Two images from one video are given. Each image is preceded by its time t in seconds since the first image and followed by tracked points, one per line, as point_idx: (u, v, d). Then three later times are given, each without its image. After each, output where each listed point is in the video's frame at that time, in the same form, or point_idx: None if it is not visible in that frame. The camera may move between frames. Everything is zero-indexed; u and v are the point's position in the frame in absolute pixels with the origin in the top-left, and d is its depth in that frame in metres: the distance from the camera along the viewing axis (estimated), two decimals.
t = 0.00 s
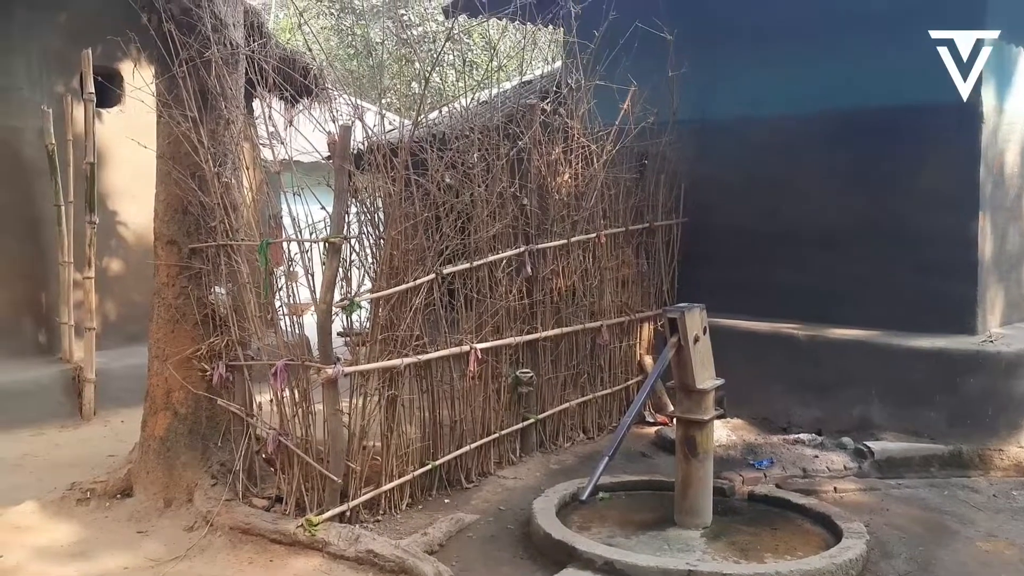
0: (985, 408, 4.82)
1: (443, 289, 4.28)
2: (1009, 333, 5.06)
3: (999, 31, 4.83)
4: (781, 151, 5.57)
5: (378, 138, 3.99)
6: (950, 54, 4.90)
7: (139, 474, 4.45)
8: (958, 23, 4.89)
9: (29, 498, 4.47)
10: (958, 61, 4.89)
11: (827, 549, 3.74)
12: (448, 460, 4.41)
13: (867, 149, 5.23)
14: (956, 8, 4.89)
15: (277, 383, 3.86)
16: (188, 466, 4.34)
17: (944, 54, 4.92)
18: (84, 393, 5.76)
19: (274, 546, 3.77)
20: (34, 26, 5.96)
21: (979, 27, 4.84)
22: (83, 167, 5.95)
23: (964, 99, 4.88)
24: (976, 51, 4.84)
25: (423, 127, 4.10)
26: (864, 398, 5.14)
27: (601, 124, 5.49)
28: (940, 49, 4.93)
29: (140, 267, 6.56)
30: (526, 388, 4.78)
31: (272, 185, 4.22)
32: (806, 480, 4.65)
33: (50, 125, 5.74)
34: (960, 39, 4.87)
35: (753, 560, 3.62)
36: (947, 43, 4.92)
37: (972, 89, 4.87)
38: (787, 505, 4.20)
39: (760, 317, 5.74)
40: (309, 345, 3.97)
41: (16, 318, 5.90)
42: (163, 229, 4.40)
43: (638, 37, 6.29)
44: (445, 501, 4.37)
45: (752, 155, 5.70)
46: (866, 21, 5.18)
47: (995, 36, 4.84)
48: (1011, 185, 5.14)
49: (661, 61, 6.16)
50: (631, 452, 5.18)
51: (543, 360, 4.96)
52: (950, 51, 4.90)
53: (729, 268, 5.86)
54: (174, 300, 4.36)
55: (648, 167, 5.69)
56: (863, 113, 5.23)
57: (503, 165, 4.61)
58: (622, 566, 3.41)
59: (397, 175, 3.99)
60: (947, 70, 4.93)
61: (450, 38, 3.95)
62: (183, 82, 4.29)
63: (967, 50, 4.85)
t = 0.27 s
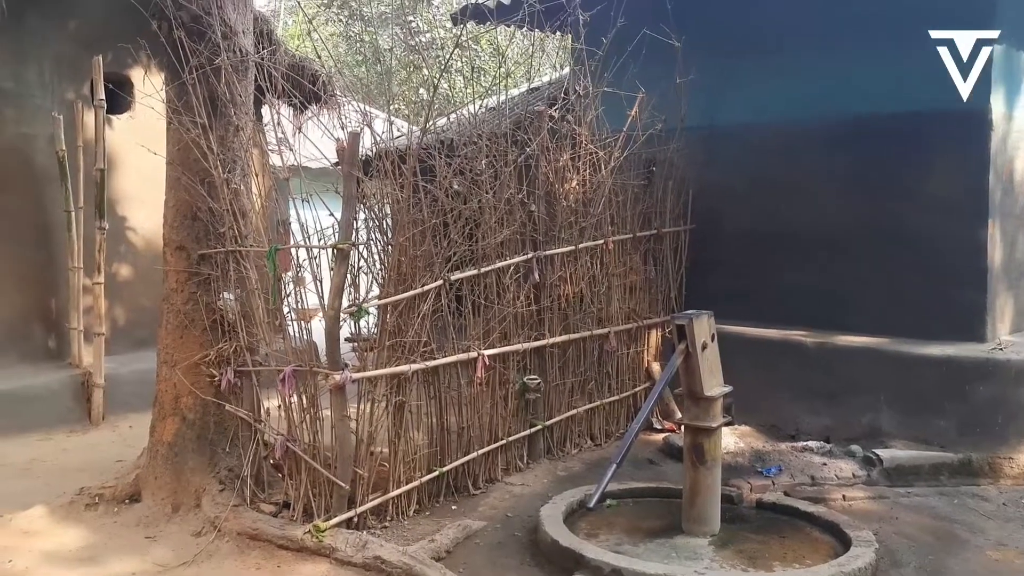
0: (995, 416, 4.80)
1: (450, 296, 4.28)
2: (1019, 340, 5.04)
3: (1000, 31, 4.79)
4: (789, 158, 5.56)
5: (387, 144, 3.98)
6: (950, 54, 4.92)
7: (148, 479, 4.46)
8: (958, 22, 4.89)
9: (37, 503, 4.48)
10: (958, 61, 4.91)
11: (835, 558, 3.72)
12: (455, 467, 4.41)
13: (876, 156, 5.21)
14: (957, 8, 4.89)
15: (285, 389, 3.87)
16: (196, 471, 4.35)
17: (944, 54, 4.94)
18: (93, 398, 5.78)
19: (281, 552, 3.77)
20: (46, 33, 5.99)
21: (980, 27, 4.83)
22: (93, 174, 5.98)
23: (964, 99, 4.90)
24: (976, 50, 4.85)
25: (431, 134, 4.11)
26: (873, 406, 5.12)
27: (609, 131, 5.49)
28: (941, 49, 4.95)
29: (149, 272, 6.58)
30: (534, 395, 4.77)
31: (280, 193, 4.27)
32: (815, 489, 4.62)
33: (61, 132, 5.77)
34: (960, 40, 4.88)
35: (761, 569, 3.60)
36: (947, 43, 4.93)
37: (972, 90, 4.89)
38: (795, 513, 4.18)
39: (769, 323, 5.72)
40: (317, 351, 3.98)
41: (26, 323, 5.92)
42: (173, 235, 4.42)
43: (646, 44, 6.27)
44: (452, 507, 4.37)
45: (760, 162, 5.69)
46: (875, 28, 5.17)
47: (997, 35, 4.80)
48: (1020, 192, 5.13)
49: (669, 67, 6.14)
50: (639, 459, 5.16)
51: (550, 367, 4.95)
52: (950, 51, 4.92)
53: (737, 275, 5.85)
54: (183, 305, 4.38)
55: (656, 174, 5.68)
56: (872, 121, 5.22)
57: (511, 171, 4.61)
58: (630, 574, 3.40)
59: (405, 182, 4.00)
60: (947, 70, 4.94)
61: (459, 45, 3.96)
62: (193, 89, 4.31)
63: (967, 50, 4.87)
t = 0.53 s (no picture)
0: (1005, 424, 4.77)
1: (458, 302, 4.29)
2: None
3: (1000, 31, 4.83)
4: (797, 165, 5.55)
5: (395, 150, 4.01)
6: (950, 54, 4.94)
7: (156, 484, 4.47)
8: (958, 23, 4.93)
9: (47, 507, 4.50)
10: (958, 61, 4.94)
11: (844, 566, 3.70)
12: (462, 473, 4.40)
13: (885, 163, 5.20)
14: (957, 9, 4.93)
15: (293, 395, 3.88)
16: (204, 477, 4.36)
17: (944, 54, 4.96)
18: (102, 403, 5.81)
19: (289, 558, 3.78)
20: (57, 40, 6.04)
21: (980, 27, 4.87)
22: (103, 179, 6.01)
23: (964, 99, 4.92)
24: (975, 51, 4.88)
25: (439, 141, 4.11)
26: (882, 414, 5.11)
27: (617, 137, 5.49)
28: (941, 49, 4.98)
29: (159, 277, 6.60)
30: (541, 401, 4.77)
31: (289, 200, 4.28)
32: (823, 496, 4.61)
33: (71, 138, 5.80)
34: (960, 40, 4.91)
35: None
36: (947, 43, 4.96)
37: (972, 90, 4.91)
38: (804, 521, 4.17)
39: (777, 330, 5.71)
40: (326, 357, 3.97)
41: (36, 328, 5.95)
42: (182, 241, 4.44)
43: (654, 51, 6.27)
44: (459, 514, 4.36)
45: (768, 169, 5.68)
46: (884, 35, 5.17)
47: (997, 35, 4.83)
48: None
49: (677, 74, 6.14)
50: (646, 466, 5.15)
51: (558, 373, 4.94)
52: (950, 51, 4.95)
53: (745, 282, 5.84)
54: (192, 311, 4.40)
55: (664, 180, 5.68)
56: (881, 128, 5.20)
57: (519, 178, 4.62)
58: None
59: (414, 189, 4.01)
60: (947, 70, 4.96)
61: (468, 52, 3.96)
62: (203, 96, 4.33)
63: (966, 50, 4.90)
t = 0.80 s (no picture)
0: (1014, 433, 4.75)
1: (465, 309, 4.29)
2: None
3: (1001, 30, 4.81)
4: (806, 172, 5.54)
5: (403, 157, 4.06)
6: (950, 54, 4.96)
7: (163, 490, 4.48)
8: (959, 23, 4.94)
9: (55, 512, 4.51)
10: (958, 61, 4.95)
11: None
12: (469, 480, 4.40)
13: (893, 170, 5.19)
14: (958, 9, 4.93)
15: (300, 402, 3.88)
16: (211, 482, 4.37)
17: (945, 54, 4.98)
18: (110, 408, 5.82)
19: (295, 564, 3.78)
20: (68, 46, 6.08)
21: (980, 28, 4.87)
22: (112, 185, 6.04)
23: (964, 99, 4.93)
24: (976, 51, 4.89)
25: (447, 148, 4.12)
26: (890, 422, 5.10)
27: (625, 145, 5.49)
28: (941, 49, 4.99)
29: (167, 283, 6.62)
30: (548, 408, 4.76)
31: (297, 207, 4.28)
32: (832, 505, 4.59)
33: (81, 144, 5.83)
34: (960, 40, 4.92)
35: None
36: (947, 43, 4.98)
37: (972, 90, 4.92)
38: (812, 530, 4.14)
39: (785, 338, 5.69)
40: (333, 363, 3.96)
41: (45, 333, 5.97)
42: (190, 247, 4.46)
43: (662, 58, 6.27)
44: (466, 521, 4.36)
45: (777, 176, 5.67)
46: (892, 42, 5.16)
47: (997, 35, 4.82)
48: None
49: (685, 81, 6.13)
50: (653, 474, 5.13)
51: (565, 380, 4.94)
52: (950, 51, 4.96)
53: (754, 289, 5.82)
54: (200, 317, 4.41)
55: (671, 188, 5.68)
56: (890, 135, 5.19)
57: (527, 185, 4.62)
58: None
59: (421, 195, 4.03)
60: (947, 70, 4.97)
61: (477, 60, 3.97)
62: (212, 103, 4.36)
63: (967, 50, 4.91)
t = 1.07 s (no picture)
0: None
1: (473, 315, 4.29)
2: None
3: (1000, 30, 4.84)
4: (814, 179, 5.53)
5: (411, 163, 4.05)
6: (950, 53, 4.99)
7: (171, 495, 4.50)
8: (958, 23, 4.96)
9: (63, 517, 4.52)
10: (958, 61, 4.98)
11: None
12: (476, 486, 4.40)
13: (902, 178, 5.18)
14: (958, 9, 4.96)
15: (307, 408, 3.87)
16: (219, 488, 4.38)
17: (945, 54, 5.01)
18: (118, 413, 5.84)
19: (302, 570, 3.78)
20: (78, 52, 6.10)
21: (980, 27, 4.89)
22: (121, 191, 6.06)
23: (964, 99, 4.95)
24: (975, 51, 4.92)
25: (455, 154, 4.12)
26: (898, 430, 5.08)
27: (632, 151, 5.49)
28: (941, 49, 5.03)
29: (175, 288, 6.64)
30: (555, 415, 4.75)
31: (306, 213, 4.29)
32: (840, 513, 4.57)
33: (89, 150, 5.85)
34: (960, 40, 4.95)
35: None
36: (947, 43, 5.01)
37: (971, 90, 4.94)
38: (820, 538, 4.12)
39: (793, 345, 5.67)
40: (340, 369, 3.96)
41: (54, 339, 5.98)
42: (199, 253, 4.48)
43: (670, 65, 6.25)
44: (473, 528, 4.35)
45: (785, 182, 5.65)
46: (900, 48, 5.15)
47: (997, 35, 4.85)
48: None
49: (693, 88, 6.13)
50: (661, 481, 5.12)
51: (572, 387, 4.93)
52: (950, 51, 4.99)
53: (761, 296, 5.80)
54: (208, 322, 4.43)
55: (679, 195, 5.68)
56: (899, 142, 5.18)
57: (534, 192, 4.62)
58: None
59: (429, 202, 4.03)
60: (947, 70, 5.01)
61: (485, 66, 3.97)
62: (221, 109, 4.38)
63: (967, 50, 4.93)
